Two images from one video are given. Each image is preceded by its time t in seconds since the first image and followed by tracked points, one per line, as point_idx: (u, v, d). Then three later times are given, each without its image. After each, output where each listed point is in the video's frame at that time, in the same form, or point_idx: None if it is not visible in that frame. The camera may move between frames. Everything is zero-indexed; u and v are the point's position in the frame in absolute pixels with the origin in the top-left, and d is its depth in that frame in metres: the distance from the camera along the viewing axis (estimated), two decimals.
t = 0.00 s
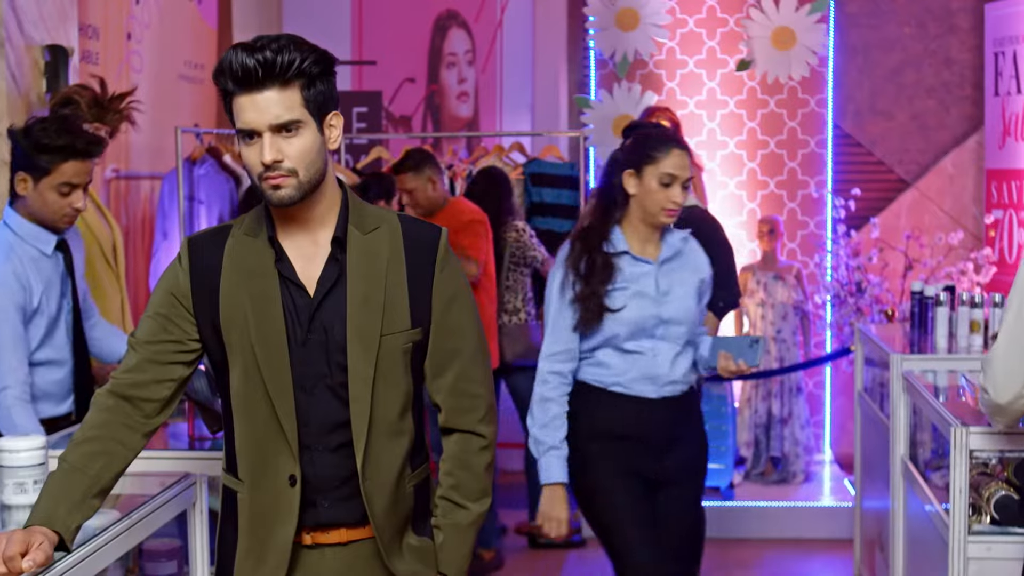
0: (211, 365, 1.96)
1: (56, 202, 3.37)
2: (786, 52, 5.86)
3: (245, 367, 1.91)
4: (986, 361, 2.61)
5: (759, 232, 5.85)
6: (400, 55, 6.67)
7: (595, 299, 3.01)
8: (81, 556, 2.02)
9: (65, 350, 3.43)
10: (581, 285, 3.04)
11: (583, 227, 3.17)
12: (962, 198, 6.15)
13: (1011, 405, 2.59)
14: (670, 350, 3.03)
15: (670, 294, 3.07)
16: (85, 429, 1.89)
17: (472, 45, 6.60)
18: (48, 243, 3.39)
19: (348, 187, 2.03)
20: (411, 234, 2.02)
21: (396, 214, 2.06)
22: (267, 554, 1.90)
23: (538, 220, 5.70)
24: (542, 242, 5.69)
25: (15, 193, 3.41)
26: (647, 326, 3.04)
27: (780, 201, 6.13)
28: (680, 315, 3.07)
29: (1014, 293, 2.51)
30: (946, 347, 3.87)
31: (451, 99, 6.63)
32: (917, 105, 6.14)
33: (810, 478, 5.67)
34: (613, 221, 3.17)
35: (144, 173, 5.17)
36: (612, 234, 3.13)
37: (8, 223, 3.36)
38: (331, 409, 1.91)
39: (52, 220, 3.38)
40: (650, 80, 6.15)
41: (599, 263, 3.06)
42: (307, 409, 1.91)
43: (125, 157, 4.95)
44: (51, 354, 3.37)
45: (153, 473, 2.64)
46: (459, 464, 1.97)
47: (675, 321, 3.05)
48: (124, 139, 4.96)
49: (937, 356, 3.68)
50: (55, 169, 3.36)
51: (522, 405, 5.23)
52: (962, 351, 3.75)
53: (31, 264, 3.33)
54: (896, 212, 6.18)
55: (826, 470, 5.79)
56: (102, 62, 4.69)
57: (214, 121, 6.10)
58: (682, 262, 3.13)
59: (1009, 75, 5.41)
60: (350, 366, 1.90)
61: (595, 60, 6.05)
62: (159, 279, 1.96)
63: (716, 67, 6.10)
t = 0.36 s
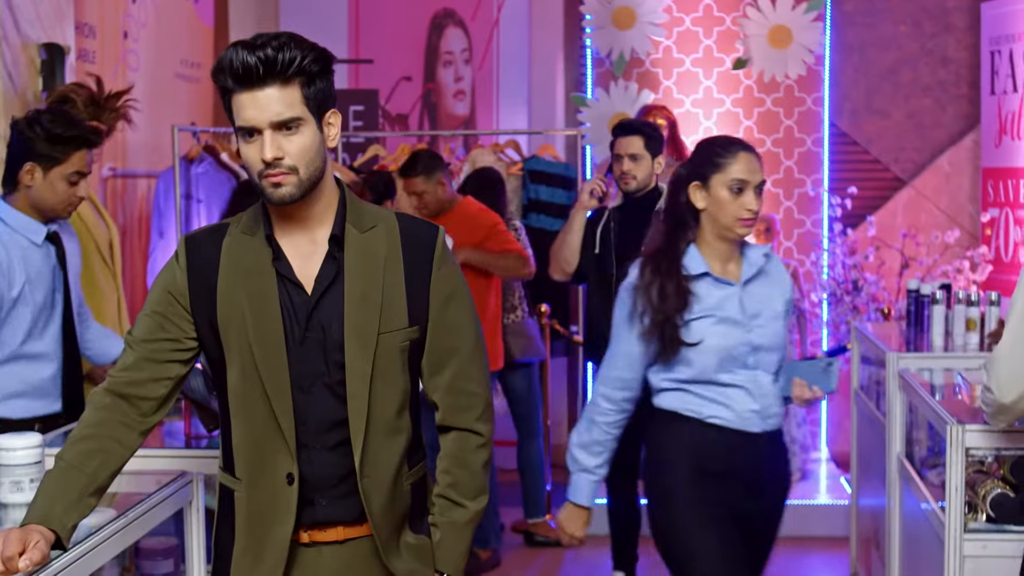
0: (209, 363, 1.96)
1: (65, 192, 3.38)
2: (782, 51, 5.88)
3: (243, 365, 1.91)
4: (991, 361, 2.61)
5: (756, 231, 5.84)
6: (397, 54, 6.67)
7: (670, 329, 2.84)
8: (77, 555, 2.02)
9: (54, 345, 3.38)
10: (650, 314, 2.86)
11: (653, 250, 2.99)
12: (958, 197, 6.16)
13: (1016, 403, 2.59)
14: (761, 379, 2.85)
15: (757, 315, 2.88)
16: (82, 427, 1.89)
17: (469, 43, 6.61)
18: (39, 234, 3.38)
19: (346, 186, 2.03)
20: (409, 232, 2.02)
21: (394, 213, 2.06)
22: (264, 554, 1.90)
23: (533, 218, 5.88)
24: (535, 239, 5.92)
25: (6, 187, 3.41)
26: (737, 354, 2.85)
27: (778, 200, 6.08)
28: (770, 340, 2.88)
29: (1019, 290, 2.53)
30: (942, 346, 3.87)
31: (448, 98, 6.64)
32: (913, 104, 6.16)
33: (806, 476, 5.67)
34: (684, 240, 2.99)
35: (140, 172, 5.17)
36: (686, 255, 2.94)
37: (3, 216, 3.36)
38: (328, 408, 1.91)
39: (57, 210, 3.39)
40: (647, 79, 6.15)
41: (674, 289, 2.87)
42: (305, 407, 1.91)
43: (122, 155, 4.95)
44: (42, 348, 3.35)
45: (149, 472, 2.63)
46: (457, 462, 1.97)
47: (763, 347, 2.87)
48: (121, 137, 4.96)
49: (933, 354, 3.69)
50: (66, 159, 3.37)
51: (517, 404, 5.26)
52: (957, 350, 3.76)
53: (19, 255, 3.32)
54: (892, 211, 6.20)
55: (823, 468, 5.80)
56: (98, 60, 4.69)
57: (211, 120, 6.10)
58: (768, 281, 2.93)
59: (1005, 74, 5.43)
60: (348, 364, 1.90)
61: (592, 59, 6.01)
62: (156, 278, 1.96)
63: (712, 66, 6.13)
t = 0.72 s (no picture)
0: (206, 361, 1.97)
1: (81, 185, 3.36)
2: (776, 50, 5.91)
3: (239, 364, 1.92)
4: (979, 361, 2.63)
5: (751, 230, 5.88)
6: (393, 54, 6.69)
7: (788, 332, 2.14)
8: (75, 552, 2.03)
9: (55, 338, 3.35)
10: (773, 309, 2.15)
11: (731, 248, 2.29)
12: (952, 196, 6.18)
13: (1002, 404, 2.60)
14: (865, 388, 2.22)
15: (859, 311, 2.26)
16: (80, 425, 1.90)
17: (464, 43, 6.63)
18: (45, 225, 3.36)
19: (344, 186, 2.05)
20: (406, 231, 2.03)
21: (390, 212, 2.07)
22: (260, 552, 1.91)
23: (536, 219, 5.87)
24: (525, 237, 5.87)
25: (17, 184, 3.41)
26: (841, 357, 2.20)
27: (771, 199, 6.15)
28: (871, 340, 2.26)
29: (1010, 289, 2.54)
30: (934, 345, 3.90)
31: (444, 97, 6.66)
32: (907, 103, 6.17)
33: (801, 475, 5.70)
34: (776, 236, 2.29)
35: (137, 171, 5.19)
36: (779, 251, 2.25)
37: (11, 210, 3.35)
38: (325, 406, 1.92)
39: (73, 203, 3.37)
40: (642, 79, 6.17)
41: (786, 282, 2.19)
42: (302, 406, 1.92)
43: (118, 155, 4.96)
44: (40, 341, 3.31)
45: (145, 471, 2.64)
46: (453, 461, 1.97)
47: (867, 350, 2.25)
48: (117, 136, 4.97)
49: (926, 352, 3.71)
50: (88, 151, 3.37)
51: (513, 403, 5.27)
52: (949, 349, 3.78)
53: (19, 247, 3.30)
54: (887, 210, 6.22)
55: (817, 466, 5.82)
56: (95, 60, 4.70)
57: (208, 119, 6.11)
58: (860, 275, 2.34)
59: (999, 73, 5.45)
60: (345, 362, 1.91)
61: (587, 57, 6.03)
62: (153, 277, 1.97)
63: (707, 66, 6.16)
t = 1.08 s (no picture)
0: (207, 361, 1.98)
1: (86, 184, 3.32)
2: (776, 51, 5.93)
3: (241, 363, 1.93)
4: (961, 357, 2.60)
5: (752, 230, 5.88)
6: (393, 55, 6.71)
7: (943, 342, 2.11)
8: (77, 553, 2.03)
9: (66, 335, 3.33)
10: (928, 312, 2.13)
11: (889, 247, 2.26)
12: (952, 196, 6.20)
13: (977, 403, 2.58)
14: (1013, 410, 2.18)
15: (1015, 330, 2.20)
16: (81, 425, 1.91)
17: (465, 44, 6.65)
18: (54, 224, 3.32)
19: (344, 186, 2.05)
20: (406, 231, 2.04)
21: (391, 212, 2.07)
22: (261, 551, 1.92)
23: (545, 220, 5.86)
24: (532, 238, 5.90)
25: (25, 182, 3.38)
26: (991, 376, 2.15)
27: (771, 199, 6.17)
28: None
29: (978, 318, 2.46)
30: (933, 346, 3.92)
31: (444, 98, 6.68)
32: (907, 104, 6.18)
33: (801, 475, 5.72)
34: (928, 238, 2.24)
35: (138, 172, 5.20)
36: (929, 254, 2.20)
37: (20, 208, 3.30)
38: (325, 407, 1.93)
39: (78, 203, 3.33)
40: (642, 79, 6.18)
41: (939, 287, 2.15)
42: (303, 406, 1.93)
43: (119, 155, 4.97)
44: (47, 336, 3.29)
45: (146, 471, 2.65)
46: (454, 461, 1.97)
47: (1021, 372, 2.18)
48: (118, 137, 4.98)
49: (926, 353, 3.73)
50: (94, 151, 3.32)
51: (514, 403, 5.28)
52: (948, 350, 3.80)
53: (31, 245, 3.26)
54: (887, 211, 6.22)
55: (818, 467, 5.84)
56: (96, 61, 4.71)
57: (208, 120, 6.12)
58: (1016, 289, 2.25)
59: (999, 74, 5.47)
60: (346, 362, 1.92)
61: (587, 58, 6.11)
62: (154, 278, 1.98)
63: (707, 66, 6.16)
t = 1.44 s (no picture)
0: (208, 362, 1.99)
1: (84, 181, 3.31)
2: (777, 51, 6.03)
3: (242, 364, 1.93)
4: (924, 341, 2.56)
5: (753, 231, 5.88)
6: (395, 55, 6.73)
7: None
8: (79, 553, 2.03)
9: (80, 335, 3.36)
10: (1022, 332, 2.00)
11: None
12: (952, 198, 6.21)
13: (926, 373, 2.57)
14: None
15: None
16: (83, 425, 1.91)
17: (466, 44, 6.66)
18: (58, 222, 3.30)
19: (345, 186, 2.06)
20: (407, 232, 2.04)
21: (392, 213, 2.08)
22: (262, 551, 1.92)
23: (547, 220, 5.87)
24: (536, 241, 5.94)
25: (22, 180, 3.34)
26: None
27: (772, 199, 6.19)
28: None
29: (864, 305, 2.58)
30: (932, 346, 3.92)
31: (446, 98, 6.69)
32: (908, 104, 6.17)
33: (802, 475, 5.73)
34: None
35: (140, 172, 5.21)
36: None
37: (21, 208, 3.27)
38: (326, 407, 1.94)
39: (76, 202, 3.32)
40: (643, 80, 6.18)
41: None
42: (305, 406, 1.94)
43: (121, 156, 4.98)
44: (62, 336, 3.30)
45: (147, 471, 2.65)
46: (455, 461, 1.97)
47: None
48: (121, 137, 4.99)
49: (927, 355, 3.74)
50: (89, 148, 3.31)
51: (516, 404, 5.28)
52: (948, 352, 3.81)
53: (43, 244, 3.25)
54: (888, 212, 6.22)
55: (819, 467, 5.85)
56: (98, 62, 4.72)
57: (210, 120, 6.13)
58: None
59: (999, 75, 5.46)
60: (348, 362, 1.93)
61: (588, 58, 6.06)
62: (155, 278, 1.98)
63: (708, 67, 6.17)
